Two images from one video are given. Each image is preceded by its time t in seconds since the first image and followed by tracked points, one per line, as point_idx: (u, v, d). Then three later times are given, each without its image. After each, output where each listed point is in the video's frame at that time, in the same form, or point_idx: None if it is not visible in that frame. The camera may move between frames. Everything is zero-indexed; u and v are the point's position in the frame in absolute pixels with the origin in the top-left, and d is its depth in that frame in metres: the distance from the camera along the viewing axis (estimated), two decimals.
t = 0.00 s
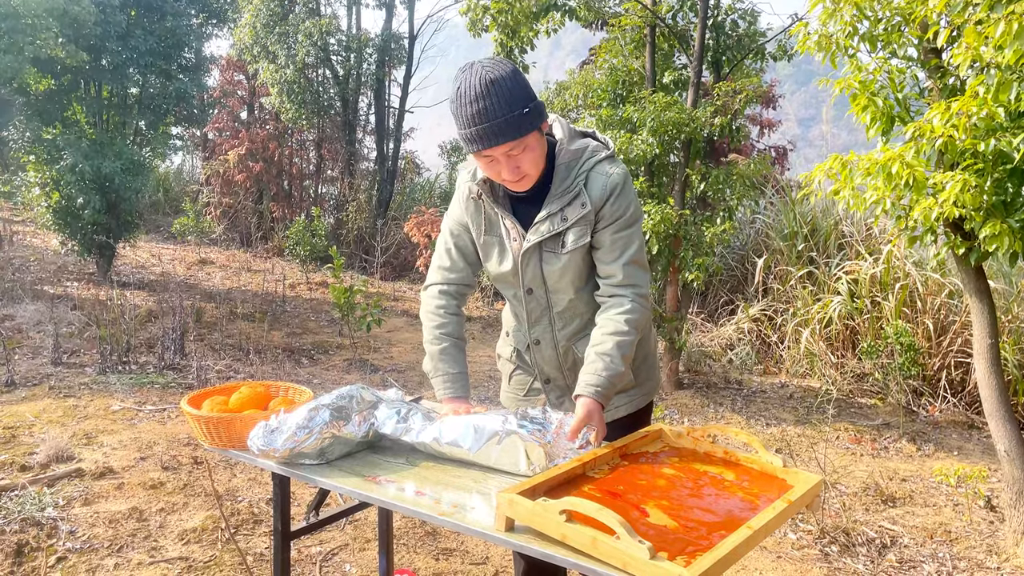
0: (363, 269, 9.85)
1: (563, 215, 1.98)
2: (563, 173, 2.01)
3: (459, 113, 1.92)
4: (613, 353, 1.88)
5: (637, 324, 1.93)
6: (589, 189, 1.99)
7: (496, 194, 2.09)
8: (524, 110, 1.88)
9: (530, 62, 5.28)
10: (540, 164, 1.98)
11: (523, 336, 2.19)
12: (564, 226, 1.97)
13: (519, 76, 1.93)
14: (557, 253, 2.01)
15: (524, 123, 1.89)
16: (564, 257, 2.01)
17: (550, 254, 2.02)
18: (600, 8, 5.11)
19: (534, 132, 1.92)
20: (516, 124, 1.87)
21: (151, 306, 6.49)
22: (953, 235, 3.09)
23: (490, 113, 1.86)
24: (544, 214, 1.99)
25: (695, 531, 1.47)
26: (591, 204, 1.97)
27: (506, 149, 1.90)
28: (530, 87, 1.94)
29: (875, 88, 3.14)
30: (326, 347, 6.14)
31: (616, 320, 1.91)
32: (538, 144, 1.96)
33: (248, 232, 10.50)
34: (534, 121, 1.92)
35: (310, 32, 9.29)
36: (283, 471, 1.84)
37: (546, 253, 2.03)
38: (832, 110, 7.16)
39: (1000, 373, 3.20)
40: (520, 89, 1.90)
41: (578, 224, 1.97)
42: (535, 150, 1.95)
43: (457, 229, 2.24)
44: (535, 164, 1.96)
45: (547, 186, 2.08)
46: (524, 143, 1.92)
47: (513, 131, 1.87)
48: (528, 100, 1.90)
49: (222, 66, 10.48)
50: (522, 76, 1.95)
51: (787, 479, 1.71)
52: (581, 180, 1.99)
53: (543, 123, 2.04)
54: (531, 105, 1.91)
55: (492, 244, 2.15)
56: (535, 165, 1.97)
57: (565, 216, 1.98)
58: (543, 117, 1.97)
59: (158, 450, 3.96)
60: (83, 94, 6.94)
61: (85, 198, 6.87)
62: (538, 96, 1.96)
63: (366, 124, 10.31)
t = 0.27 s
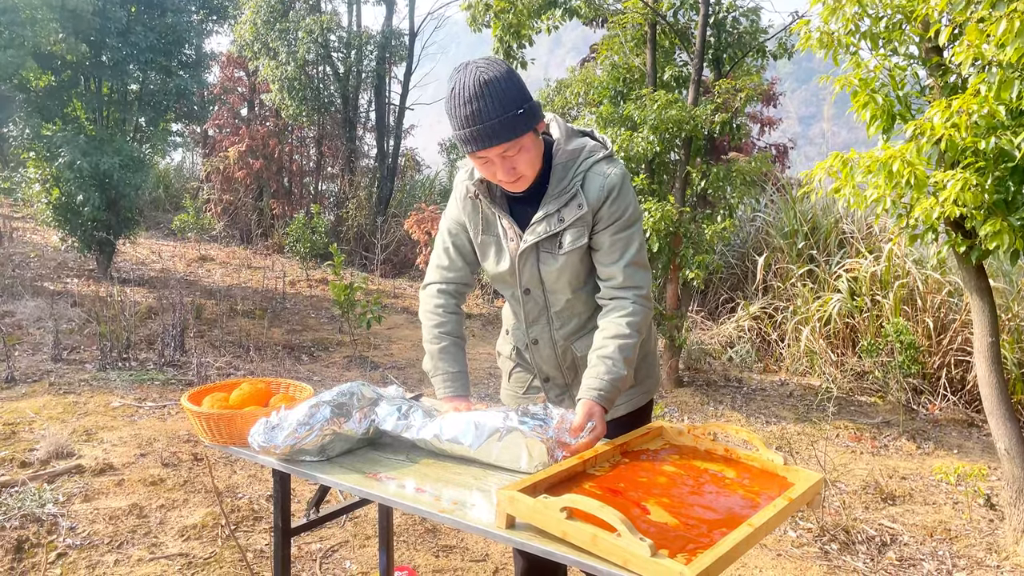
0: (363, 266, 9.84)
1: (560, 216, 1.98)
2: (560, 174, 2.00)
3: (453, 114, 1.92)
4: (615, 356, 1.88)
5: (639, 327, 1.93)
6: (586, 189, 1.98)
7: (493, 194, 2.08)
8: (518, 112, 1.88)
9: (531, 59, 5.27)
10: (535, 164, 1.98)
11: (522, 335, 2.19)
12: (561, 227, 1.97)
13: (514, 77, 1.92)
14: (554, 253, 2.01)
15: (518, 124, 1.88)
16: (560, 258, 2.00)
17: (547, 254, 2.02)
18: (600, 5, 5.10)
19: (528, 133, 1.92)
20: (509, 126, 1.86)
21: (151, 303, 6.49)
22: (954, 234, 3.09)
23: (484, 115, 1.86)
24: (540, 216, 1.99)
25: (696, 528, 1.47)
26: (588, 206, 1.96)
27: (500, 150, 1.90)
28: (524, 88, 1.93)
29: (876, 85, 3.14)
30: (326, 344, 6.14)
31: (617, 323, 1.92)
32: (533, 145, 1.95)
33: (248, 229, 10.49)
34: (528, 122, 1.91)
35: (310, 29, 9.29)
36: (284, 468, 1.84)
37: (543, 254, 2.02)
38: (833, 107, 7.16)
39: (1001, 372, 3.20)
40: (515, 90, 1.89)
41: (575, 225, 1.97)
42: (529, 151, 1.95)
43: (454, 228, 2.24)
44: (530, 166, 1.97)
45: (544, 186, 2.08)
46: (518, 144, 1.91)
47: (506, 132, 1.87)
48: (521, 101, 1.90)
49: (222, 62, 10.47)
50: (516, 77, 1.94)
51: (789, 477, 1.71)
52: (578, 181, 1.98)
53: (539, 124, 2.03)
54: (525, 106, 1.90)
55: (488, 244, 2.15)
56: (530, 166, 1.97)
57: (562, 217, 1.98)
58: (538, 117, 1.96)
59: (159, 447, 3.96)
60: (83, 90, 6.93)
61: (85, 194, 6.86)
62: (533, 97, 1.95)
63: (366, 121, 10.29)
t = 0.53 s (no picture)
0: (363, 264, 9.84)
1: (558, 219, 1.97)
2: (559, 177, 2.00)
3: (440, 117, 1.93)
4: (616, 357, 1.87)
5: (641, 328, 1.93)
6: (585, 192, 1.97)
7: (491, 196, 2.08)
8: (499, 123, 1.86)
9: (532, 57, 5.27)
10: (523, 171, 1.97)
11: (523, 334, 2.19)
12: (560, 230, 1.97)
13: (503, 84, 1.89)
14: (553, 256, 2.01)
15: (499, 135, 1.86)
16: (559, 261, 2.00)
17: (546, 257, 2.02)
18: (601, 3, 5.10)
19: (514, 142, 1.91)
20: (494, 135, 1.85)
21: (151, 300, 6.49)
22: (955, 233, 3.09)
23: (469, 122, 1.85)
24: (539, 219, 1.99)
25: (696, 527, 1.47)
26: (587, 209, 1.96)
27: (482, 158, 1.90)
28: (513, 96, 1.89)
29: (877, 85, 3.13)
30: (326, 341, 6.14)
31: (620, 325, 1.91)
32: (518, 153, 1.94)
33: (249, 227, 10.49)
34: (513, 132, 1.89)
35: (311, 27, 9.29)
36: (284, 466, 1.84)
37: (542, 256, 2.02)
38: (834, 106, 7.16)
39: (1001, 371, 3.20)
40: (503, 98, 1.87)
41: (574, 228, 1.96)
42: (514, 159, 1.94)
43: (454, 228, 2.24)
44: (515, 173, 1.97)
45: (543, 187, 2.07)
46: (501, 153, 1.90)
47: (484, 143, 1.86)
48: (506, 111, 1.87)
49: (222, 60, 10.47)
50: (509, 82, 1.92)
51: (789, 476, 1.71)
52: (578, 184, 1.98)
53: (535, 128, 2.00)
54: (510, 116, 1.87)
55: (488, 244, 2.15)
56: (515, 173, 1.96)
57: (561, 220, 1.97)
58: (527, 126, 1.93)
59: (159, 444, 3.96)
60: (84, 88, 6.92)
61: (85, 191, 6.85)
62: (522, 105, 1.91)
63: (367, 119, 10.28)
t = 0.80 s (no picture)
0: (364, 263, 9.84)
1: (556, 223, 1.97)
2: (556, 180, 1.99)
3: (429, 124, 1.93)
4: (612, 359, 1.87)
5: (638, 331, 1.93)
6: (583, 195, 1.97)
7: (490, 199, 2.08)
8: (481, 139, 1.84)
9: (533, 56, 5.27)
10: (511, 180, 1.96)
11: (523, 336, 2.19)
12: (558, 233, 1.97)
13: (489, 98, 1.86)
14: (552, 259, 2.00)
15: (480, 151, 1.85)
16: (558, 264, 2.00)
17: (544, 260, 2.02)
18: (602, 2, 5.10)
19: (499, 156, 1.89)
20: (478, 150, 1.84)
21: (152, 298, 6.49)
22: (956, 232, 3.09)
23: (455, 135, 1.84)
24: (536, 223, 1.99)
25: (698, 526, 1.47)
26: (585, 213, 1.95)
27: (465, 170, 1.91)
28: (498, 110, 1.86)
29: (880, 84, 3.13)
30: (327, 340, 6.14)
31: (616, 327, 1.92)
32: (504, 166, 1.92)
33: (249, 225, 10.48)
34: (497, 147, 1.86)
35: (312, 25, 9.30)
36: (286, 464, 1.84)
37: (540, 259, 2.02)
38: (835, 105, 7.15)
39: (1003, 371, 3.19)
40: (491, 113, 1.85)
41: (572, 231, 1.96)
42: (499, 172, 1.92)
43: (455, 228, 2.24)
44: (501, 184, 1.96)
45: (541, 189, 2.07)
46: (484, 166, 1.90)
47: (464, 158, 1.86)
48: (489, 128, 1.84)
49: (223, 58, 10.47)
50: (499, 94, 1.89)
51: (791, 475, 1.71)
52: (576, 187, 1.97)
53: (526, 137, 1.97)
54: (493, 132, 1.84)
55: (487, 246, 2.15)
56: (501, 183, 1.95)
57: (559, 224, 1.97)
58: (514, 140, 1.89)
59: (160, 442, 3.96)
60: (84, 85, 6.92)
61: (86, 189, 6.85)
62: (508, 118, 1.88)
63: (368, 117, 10.26)
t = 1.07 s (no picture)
0: (365, 261, 9.84)
1: (554, 208, 1.97)
2: (554, 166, 1.99)
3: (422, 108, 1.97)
4: (609, 346, 1.87)
5: (637, 319, 1.93)
6: (580, 180, 1.96)
7: (491, 188, 2.09)
8: (466, 113, 1.84)
9: (534, 55, 5.27)
10: (504, 159, 1.95)
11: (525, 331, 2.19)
12: (556, 219, 1.96)
13: (476, 75, 1.87)
14: (551, 246, 2.00)
15: (466, 126, 1.85)
16: (557, 250, 2.00)
17: (543, 247, 2.01)
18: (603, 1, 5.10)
19: (488, 131, 1.88)
20: (465, 123, 1.84)
21: (153, 297, 6.50)
22: (957, 232, 3.08)
23: (442, 109, 1.86)
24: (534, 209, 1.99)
25: (699, 526, 1.47)
26: (582, 198, 1.95)
27: (455, 148, 1.91)
28: (485, 87, 1.87)
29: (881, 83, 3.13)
30: (328, 339, 6.14)
31: (614, 314, 1.91)
32: (494, 142, 1.91)
33: (251, 224, 10.49)
34: (484, 122, 1.86)
35: (313, 24, 9.31)
36: (287, 463, 1.84)
37: (540, 247, 2.02)
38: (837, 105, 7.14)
39: (1004, 371, 3.19)
40: (479, 88, 1.86)
41: (570, 216, 1.96)
42: (490, 148, 1.91)
43: (458, 223, 2.24)
44: (494, 162, 1.94)
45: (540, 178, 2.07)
46: (473, 142, 1.89)
47: (451, 134, 1.86)
48: (474, 102, 1.84)
49: (224, 56, 10.48)
50: (489, 72, 1.90)
51: (792, 475, 1.71)
52: (573, 172, 1.97)
53: (518, 118, 1.96)
54: (479, 106, 1.84)
55: (490, 237, 2.15)
56: (493, 162, 1.94)
57: (557, 209, 1.97)
58: (503, 115, 1.89)
59: (161, 440, 3.96)
60: (86, 84, 6.92)
61: (87, 187, 6.85)
62: (496, 93, 1.88)
63: (369, 116, 10.24)
